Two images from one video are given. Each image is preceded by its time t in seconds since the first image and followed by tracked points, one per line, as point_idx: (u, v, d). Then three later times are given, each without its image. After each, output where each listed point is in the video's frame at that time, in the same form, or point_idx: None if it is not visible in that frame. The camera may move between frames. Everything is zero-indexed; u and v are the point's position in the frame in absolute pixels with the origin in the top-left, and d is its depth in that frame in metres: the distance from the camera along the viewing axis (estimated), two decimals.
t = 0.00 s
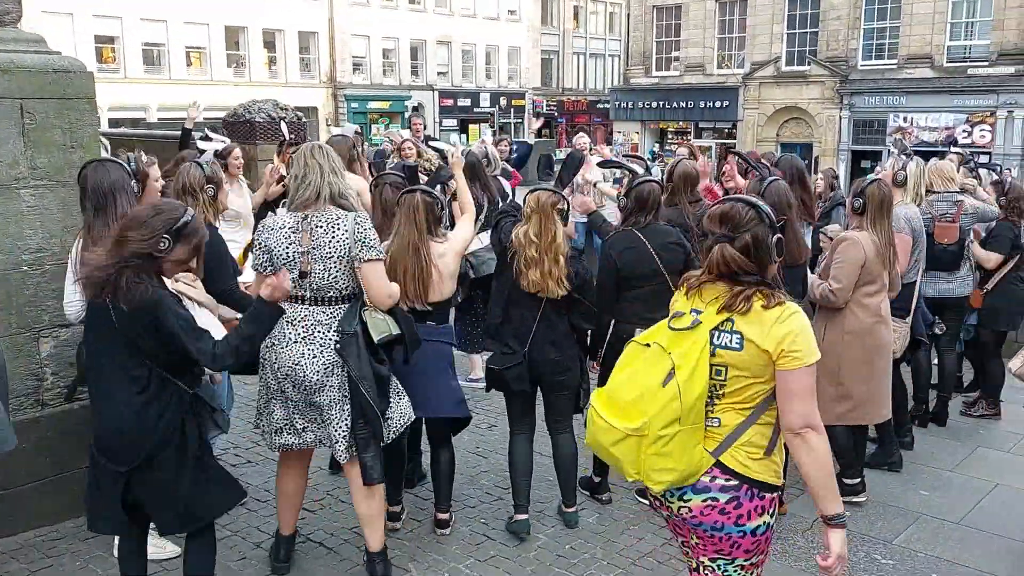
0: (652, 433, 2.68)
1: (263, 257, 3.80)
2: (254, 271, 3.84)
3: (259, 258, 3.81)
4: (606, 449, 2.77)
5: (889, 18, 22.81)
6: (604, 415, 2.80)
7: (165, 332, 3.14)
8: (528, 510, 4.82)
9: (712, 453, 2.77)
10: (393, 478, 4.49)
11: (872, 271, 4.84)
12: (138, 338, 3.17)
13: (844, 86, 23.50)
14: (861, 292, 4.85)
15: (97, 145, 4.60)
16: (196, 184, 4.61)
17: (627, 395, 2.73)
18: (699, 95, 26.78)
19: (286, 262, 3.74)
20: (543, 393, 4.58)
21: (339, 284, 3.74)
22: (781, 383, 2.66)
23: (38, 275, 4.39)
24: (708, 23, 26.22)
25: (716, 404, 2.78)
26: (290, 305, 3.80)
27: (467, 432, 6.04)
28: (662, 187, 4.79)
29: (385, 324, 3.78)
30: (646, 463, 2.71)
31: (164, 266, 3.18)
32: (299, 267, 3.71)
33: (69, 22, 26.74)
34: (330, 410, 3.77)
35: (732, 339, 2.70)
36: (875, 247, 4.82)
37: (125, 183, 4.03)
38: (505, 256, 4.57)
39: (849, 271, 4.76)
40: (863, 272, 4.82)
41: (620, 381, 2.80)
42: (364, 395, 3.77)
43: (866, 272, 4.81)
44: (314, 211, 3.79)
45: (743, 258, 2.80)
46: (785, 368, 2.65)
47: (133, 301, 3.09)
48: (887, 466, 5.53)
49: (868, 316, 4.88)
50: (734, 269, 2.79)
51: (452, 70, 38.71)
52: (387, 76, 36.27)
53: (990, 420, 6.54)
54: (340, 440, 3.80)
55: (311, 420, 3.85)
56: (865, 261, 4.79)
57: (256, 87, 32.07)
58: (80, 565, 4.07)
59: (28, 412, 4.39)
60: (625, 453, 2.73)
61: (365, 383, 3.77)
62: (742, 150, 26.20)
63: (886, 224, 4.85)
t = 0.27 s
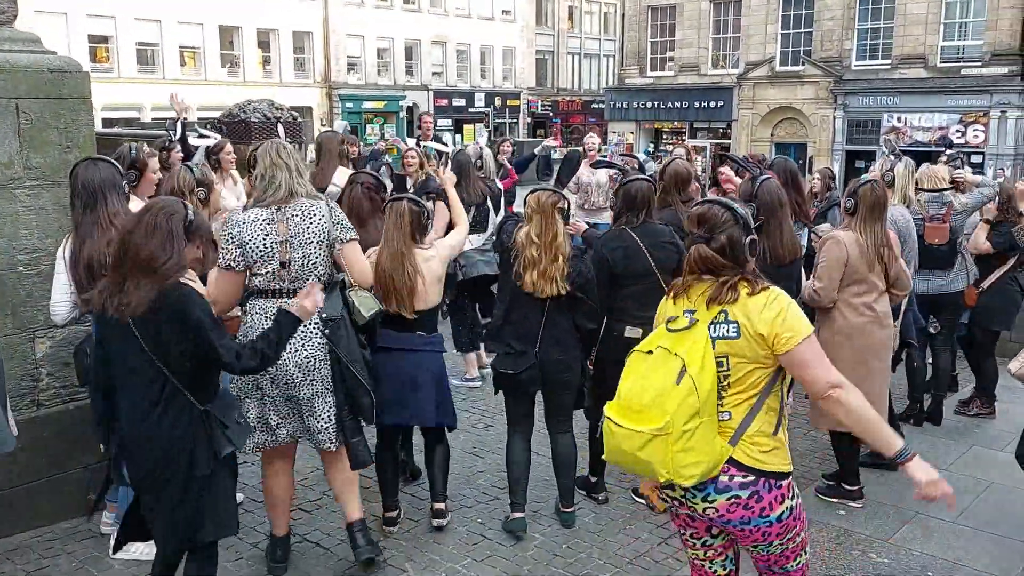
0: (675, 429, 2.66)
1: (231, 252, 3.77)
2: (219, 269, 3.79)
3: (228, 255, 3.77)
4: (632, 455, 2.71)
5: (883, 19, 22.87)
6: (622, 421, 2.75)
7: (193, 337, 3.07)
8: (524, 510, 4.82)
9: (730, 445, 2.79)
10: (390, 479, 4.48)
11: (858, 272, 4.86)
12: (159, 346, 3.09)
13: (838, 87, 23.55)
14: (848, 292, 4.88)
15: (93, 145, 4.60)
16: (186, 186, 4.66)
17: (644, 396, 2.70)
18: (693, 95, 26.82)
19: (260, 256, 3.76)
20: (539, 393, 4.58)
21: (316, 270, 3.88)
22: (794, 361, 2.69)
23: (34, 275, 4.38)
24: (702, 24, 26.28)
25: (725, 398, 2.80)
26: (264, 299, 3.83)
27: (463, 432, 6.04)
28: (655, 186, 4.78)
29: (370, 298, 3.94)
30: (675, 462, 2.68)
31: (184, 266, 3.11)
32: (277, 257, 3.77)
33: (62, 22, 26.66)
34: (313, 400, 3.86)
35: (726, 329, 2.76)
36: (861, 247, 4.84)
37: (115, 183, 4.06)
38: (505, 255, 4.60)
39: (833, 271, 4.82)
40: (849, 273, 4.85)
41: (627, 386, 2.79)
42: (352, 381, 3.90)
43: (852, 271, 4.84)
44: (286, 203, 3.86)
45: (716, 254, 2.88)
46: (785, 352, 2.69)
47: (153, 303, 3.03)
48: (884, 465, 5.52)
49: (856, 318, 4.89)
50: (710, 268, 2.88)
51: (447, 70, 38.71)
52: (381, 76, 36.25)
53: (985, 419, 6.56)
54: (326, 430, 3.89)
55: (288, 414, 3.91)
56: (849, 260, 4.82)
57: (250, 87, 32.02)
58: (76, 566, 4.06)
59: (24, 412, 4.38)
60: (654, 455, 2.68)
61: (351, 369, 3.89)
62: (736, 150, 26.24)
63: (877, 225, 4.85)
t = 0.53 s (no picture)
0: (741, 434, 2.72)
1: (221, 256, 3.71)
2: (209, 275, 3.72)
3: (219, 259, 3.70)
4: (705, 469, 2.71)
5: (877, 20, 22.94)
6: (681, 439, 2.74)
7: (212, 326, 3.12)
8: (521, 510, 4.83)
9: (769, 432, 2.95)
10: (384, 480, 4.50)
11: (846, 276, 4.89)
12: (176, 346, 3.08)
13: (833, 88, 23.61)
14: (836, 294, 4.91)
15: (90, 147, 4.59)
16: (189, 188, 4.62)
17: (700, 409, 2.70)
18: (687, 96, 26.87)
19: (259, 258, 3.73)
20: (535, 394, 4.57)
21: (309, 271, 3.91)
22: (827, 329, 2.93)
23: (30, 276, 4.38)
24: (697, 25, 26.33)
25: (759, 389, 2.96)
26: (257, 303, 3.80)
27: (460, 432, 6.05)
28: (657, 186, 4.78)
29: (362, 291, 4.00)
30: (743, 464, 2.75)
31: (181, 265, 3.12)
32: (273, 260, 3.77)
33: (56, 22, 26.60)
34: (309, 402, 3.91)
35: (757, 322, 2.90)
36: (851, 249, 4.86)
37: (101, 189, 4.07)
38: (504, 257, 4.61)
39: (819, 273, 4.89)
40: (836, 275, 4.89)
41: (675, 394, 2.77)
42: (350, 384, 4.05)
43: (840, 273, 4.86)
44: (278, 207, 3.85)
45: (714, 249, 2.96)
46: (809, 323, 2.92)
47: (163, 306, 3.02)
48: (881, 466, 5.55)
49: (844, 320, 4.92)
50: (708, 261, 2.96)
51: (442, 71, 38.69)
52: (376, 77, 36.22)
53: (979, 419, 6.59)
54: (307, 430, 3.92)
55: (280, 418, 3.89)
56: (837, 262, 4.85)
57: (245, 87, 31.98)
58: (72, 567, 4.06)
59: (21, 413, 4.38)
60: (727, 466, 2.72)
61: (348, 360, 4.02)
62: (731, 151, 26.29)
63: (867, 228, 4.83)
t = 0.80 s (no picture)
0: (766, 423, 2.83)
1: (225, 258, 3.71)
2: (207, 270, 3.72)
3: (221, 260, 3.71)
4: (738, 463, 2.79)
5: (871, 21, 23.01)
6: (710, 437, 2.80)
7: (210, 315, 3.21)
8: (517, 510, 4.83)
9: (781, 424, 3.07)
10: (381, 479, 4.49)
11: (838, 275, 4.94)
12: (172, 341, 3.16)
13: (827, 88, 23.66)
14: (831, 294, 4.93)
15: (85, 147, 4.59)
16: (201, 185, 4.47)
17: (724, 402, 2.79)
18: (682, 97, 26.90)
19: (261, 265, 3.74)
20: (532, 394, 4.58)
21: (309, 281, 3.92)
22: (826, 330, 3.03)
23: (25, 276, 4.37)
24: (692, 25, 26.36)
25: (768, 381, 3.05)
26: (253, 304, 3.82)
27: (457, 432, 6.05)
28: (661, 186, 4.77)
29: (357, 305, 4.11)
30: (771, 453, 2.84)
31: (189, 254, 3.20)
32: (274, 270, 3.77)
33: (50, 22, 26.52)
34: (306, 406, 3.94)
35: (762, 320, 2.95)
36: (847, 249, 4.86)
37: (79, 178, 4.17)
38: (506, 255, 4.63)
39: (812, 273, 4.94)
40: (828, 274, 4.95)
41: (694, 393, 2.84)
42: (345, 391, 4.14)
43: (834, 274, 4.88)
44: (290, 217, 3.83)
45: (727, 261, 2.93)
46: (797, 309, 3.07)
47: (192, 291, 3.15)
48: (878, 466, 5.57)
49: (840, 318, 4.94)
50: (718, 276, 2.92)
51: (437, 71, 38.67)
52: (371, 77, 36.20)
53: (973, 418, 6.62)
54: (313, 435, 3.96)
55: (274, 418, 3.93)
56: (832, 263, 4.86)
57: (239, 87, 31.92)
58: (69, 568, 4.05)
59: (15, 413, 4.37)
60: (759, 456, 2.80)
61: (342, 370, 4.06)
62: (726, 151, 26.33)
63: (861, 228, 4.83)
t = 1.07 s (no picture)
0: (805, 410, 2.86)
1: (232, 259, 3.63)
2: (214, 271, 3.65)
3: (228, 261, 3.63)
4: (796, 451, 2.78)
5: (865, 21, 23.07)
6: (769, 427, 2.75)
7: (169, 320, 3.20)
8: (512, 507, 4.84)
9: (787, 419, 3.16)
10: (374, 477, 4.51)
11: (845, 272, 4.89)
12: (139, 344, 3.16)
13: (821, 88, 23.72)
14: (835, 293, 4.92)
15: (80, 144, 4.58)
16: (196, 178, 4.41)
17: (777, 393, 2.77)
18: (677, 96, 26.94)
19: (267, 268, 3.66)
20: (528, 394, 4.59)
21: (317, 283, 3.84)
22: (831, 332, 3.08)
23: (19, 275, 4.36)
24: (686, 24, 26.39)
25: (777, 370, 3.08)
26: (261, 304, 3.76)
27: (453, 430, 6.06)
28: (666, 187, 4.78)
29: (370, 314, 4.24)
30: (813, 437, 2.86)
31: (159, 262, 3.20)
32: (281, 271, 3.69)
33: (43, 20, 26.43)
34: (318, 401, 3.89)
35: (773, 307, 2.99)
36: (850, 248, 4.87)
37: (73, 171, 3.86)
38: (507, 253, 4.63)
39: (820, 273, 4.85)
40: (836, 272, 4.87)
41: (748, 390, 2.76)
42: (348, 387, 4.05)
43: (839, 273, 4.88)
44: (299, 220, 3.72)
45: (735, 263, 2.91)
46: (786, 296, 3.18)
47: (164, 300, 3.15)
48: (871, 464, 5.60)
49: (842, 316, 4.93)
50: (729, 275, 2.89)
51: (432, 70, 38.65)
52: (365, 76, 36.16)
53: (968, 418, 6.63)
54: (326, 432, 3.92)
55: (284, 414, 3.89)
56: (837, 261, 4.86)
57: (234, 86, 31.87)
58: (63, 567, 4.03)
59: (11, 412, 4.36)
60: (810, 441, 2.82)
61: (348, 371, 4.03)
62: (720, 150, 26.37)
63: (863, 228, 4.82)
